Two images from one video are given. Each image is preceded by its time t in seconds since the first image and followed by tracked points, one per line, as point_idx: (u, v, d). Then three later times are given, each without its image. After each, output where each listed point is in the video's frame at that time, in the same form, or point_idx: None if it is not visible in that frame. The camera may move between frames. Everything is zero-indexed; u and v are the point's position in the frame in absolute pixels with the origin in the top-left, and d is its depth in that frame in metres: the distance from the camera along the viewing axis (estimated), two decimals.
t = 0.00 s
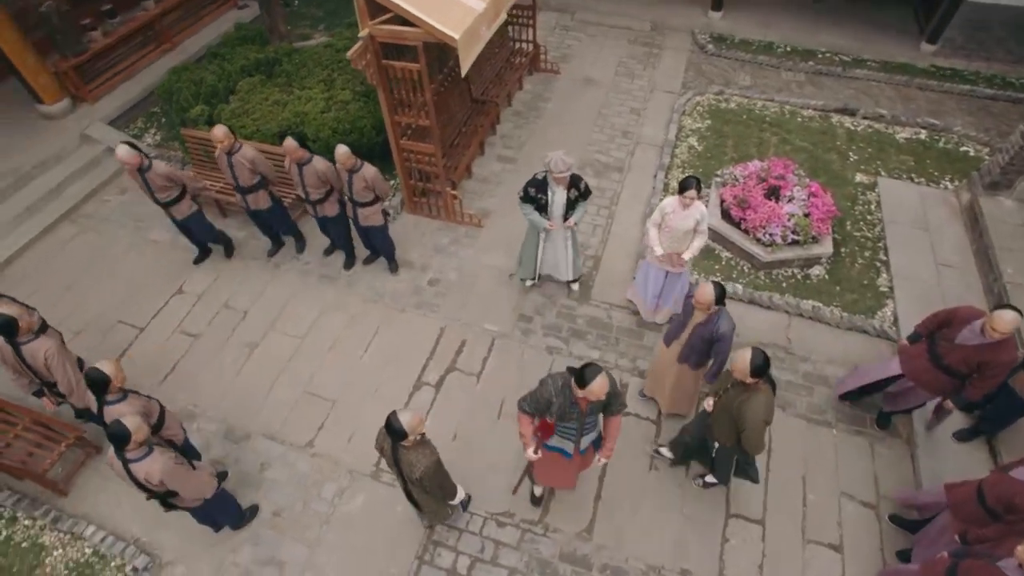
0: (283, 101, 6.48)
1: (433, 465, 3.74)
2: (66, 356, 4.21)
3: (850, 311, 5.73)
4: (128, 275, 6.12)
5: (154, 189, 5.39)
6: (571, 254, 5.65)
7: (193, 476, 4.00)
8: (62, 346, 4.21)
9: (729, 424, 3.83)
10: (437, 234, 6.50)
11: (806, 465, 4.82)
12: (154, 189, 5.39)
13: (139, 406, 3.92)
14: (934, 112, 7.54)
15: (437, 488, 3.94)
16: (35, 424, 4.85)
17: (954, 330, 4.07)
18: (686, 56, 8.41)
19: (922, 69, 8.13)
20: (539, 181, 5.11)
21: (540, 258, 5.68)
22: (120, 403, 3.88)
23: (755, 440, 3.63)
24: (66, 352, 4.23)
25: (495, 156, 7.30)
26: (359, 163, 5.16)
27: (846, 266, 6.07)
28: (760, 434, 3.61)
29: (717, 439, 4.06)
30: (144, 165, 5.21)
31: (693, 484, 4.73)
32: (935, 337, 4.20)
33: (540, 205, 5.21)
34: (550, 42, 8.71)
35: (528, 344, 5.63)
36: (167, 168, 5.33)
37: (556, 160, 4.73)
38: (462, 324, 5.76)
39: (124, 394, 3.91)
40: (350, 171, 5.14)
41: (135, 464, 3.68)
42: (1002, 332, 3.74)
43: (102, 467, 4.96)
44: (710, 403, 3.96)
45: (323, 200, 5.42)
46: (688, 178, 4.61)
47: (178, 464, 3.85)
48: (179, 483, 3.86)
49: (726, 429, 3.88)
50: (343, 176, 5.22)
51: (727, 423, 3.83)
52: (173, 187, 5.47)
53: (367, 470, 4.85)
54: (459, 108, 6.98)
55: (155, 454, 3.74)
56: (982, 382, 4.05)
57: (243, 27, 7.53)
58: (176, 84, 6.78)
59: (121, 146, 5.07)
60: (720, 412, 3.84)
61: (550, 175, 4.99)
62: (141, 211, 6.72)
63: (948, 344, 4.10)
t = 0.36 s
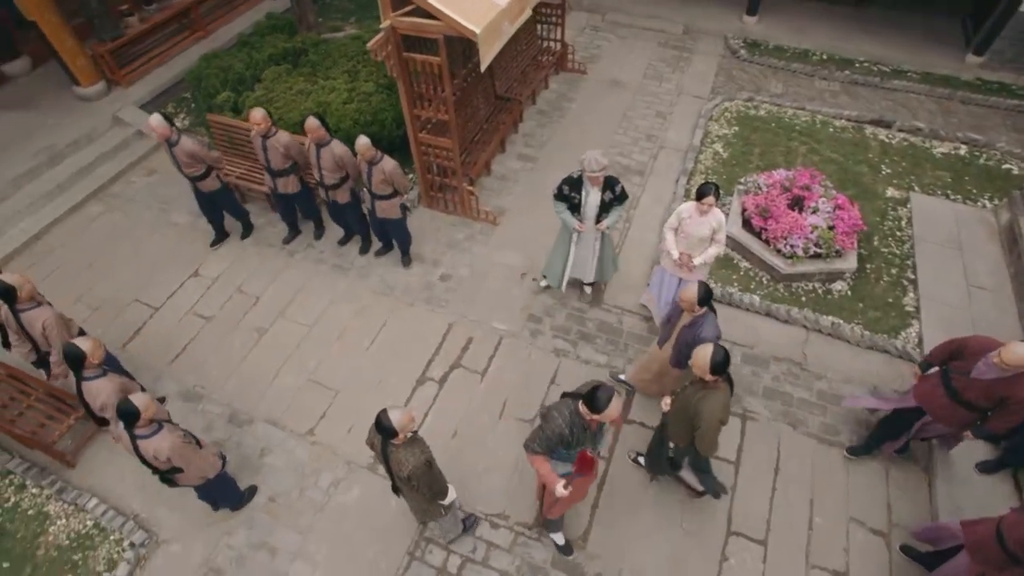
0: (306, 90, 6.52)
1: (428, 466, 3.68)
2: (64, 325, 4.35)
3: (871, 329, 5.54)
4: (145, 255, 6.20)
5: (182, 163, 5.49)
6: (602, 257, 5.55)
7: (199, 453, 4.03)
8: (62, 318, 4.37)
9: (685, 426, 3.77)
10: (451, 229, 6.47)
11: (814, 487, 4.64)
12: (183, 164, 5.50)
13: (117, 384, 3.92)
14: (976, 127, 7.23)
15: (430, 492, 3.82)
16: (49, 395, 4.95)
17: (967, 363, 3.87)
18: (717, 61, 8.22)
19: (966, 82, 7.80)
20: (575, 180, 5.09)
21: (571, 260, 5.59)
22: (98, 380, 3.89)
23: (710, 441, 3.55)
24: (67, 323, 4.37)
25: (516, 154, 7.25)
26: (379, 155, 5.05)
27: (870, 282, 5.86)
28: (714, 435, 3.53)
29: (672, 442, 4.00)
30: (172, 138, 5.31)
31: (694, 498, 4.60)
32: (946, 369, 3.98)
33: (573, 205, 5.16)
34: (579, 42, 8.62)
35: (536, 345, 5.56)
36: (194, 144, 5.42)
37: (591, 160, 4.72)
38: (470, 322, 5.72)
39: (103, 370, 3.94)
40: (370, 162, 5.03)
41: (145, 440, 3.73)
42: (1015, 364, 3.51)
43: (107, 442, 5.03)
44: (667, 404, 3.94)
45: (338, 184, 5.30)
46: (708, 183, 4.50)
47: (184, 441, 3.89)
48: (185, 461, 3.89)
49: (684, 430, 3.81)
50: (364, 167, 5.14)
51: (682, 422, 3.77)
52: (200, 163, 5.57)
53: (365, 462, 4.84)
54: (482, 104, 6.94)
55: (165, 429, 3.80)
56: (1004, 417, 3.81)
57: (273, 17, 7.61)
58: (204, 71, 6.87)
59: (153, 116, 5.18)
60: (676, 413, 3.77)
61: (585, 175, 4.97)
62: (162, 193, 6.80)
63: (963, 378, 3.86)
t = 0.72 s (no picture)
0: (326, 79, 6.53)
1: (427, 471, 3.62)
2: (78, 301, 4.27)
3: (889, 346, 5.35)
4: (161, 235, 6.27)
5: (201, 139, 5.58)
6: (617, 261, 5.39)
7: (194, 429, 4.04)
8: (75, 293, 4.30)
9: (636, 417, 3.82)
10: (463, 224, 6.42)
11: (818, 507, 4.47)
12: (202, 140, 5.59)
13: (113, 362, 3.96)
14: (1016, 141, 6.92)
15: (430, 496, 3.78)
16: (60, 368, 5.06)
17: (964, 393, 3.63)
18: (746, 65, 8.02)
19: (1009, 94, 7.47)
20: (592, 176, 4.93)
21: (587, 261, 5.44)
22: (95, 359, 3.94)
23: (658, 435, 3.61)
24: (80, 298, 4.33)
25: (533, 151, 7.17)
26: (389, 143, 5.07)
27: (891, 298, 5.66)
28: (662, 429, 3.58)
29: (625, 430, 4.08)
30: (194, 112, 5.41)
31: (690, 511, 4.48)
32: (940, 401, 3.79)
33: (588, 202, 5.01)
34: (605, 41, 8.49)
35: (540, 344, 5.47)
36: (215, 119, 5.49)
37: (611, 156, 4.57)
38: (476, 317, 5.66)
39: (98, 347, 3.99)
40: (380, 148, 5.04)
41: (139, 410, 3.75)
42: (1009, 388, 3.28)
43: (109, 417, 5.08)
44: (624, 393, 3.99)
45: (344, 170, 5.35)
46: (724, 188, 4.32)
47: (178, 415, 3.89)
48: (177, 434, 3.89)
49: (636, 420, 3.87)
50: (373, 155, 5.14)
51: (633, 412, 3.83)
52: (220, 139, 5.65)
53: (359, 452, 4.82)
54: (501, 100, 6.89)
55: (160, 400, 3.82)
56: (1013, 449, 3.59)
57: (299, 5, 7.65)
58: (227, 56, 6.92)
59: (177, 89, 5.30)
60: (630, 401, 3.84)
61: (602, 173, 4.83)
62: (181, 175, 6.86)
63: (962, 412, 3.65)
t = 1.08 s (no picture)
0: (347, 67, 6.53)
1: (433, 475, 3.54)
2: (84, 275, 4.35)
3: (907, 363, 5.15)
4: (177, 214, 6.34)
5: (222, 119, 5.64)
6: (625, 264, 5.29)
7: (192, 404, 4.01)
8: (82, 267, 4.38)
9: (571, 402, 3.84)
10: (474, 217, 6.37)
11: (821, 525, 4.30)
12: (224, 120, 5.65)
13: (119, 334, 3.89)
14: None
15: (433, 500, 3.71)
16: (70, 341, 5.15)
17: (965, 419, 3.45)
18: (775, 69, 7.80)
19: None
20: (600, 175, 4.85)
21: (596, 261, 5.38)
22: (102, 332, 3.90)
23: (584, 420, 3.65)
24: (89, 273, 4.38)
25: (551, 147, 7.08)
26: (400, 132, 5.11)
27: (913, 313, 5.45)
28: (588, 415, 3.62)
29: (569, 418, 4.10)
30: (218, 91, 5.48)
31: (686, 520, 4.35)
32: (941, 427, 3.61)
33: (596, 201, 4.94)
34: (632, 40, 8.35)
35: (544, 342, 5.39)
36: (236, 100, 5.55)
37: (618, 155, 4.49)
38: (481, 312, 5.60)
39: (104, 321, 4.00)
40: (392, 135, 5.07)
41: (140, 380, 3.76)
42: (1010, 415, 3.08)
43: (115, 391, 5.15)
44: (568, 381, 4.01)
45: (355, 157, 5.41)
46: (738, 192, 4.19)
47: (177, 386, 3.88)
48: (173, 406, 3.87)
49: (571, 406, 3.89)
50: (384, 142, 5.18)
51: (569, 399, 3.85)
52: (240, 120, 5.70)
53: (355, 439, 4.81)
54: (521, 94, 6.81)
55: (160, 371, 3.82)
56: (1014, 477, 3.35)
57: None
58: (251, 41, 6.97)
59: (202, 67, 5.36)
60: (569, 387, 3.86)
61: (610, 172, 4.74)
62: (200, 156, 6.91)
63: (964, 438, 3.45)
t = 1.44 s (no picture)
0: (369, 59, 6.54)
1: (430, 474, 3.33)
2: (98, 251, 4.46)
3: (926, 384, 4.94)
4: (195, 198, 6.42)
5: (246, 105, 5.72)
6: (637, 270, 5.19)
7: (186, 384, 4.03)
8: (95, 244, 4.47)
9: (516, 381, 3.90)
10: (487, 214, 6.34)
11: (823, 546, 4.13)
12: (247, 106, 5.73)
13: (120, 307, 4.08)
14: None
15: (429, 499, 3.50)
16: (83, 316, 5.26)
17: (981, 451, 3.27)
18: (805, 77, 7.60)
19: None
20: (616, 177, 4.74)
21: (606, 268, 5.26)
22: (103, 304, 4.07)
23: (526, 399, 3.72)
24: (100, 249, 4.47)
25: (570, 148, 7.01)
26: (414, 124, 5.10)
27: (935, 333, 5.24)
28: (528, 393, 3.68)
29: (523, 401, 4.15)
30: (244, 76, 5.56)
31: (682, 532, 4.22)
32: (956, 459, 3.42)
33: (610, 203, 4.81)
34: (659, 44, 8.22)
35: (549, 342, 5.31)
36: (260, 87, 5.62)
37: (635, 157, 4.37)
38: (487, 309, 5.55)
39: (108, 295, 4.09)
40: (405, 127, 5.07)
41: (141, 354, 3.77)
42: None
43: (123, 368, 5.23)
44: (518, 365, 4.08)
45: (367, 149, 5.48)
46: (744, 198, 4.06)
47: (174, 364, 3.90)
48: (167, 384, 3.89)
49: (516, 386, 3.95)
50: (397, 134, 5.18)
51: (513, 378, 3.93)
52: (262, 107, 5.76)
53: (352, 428, 4.80)
54: (542, 93, 6.76)
55: (160, 347, 3.84)
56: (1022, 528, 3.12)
57: None
58: (278, 31, 7.05)
59: (229, 53, 5.45)
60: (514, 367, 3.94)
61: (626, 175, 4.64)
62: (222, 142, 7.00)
63: (976, 472, 3.26)
